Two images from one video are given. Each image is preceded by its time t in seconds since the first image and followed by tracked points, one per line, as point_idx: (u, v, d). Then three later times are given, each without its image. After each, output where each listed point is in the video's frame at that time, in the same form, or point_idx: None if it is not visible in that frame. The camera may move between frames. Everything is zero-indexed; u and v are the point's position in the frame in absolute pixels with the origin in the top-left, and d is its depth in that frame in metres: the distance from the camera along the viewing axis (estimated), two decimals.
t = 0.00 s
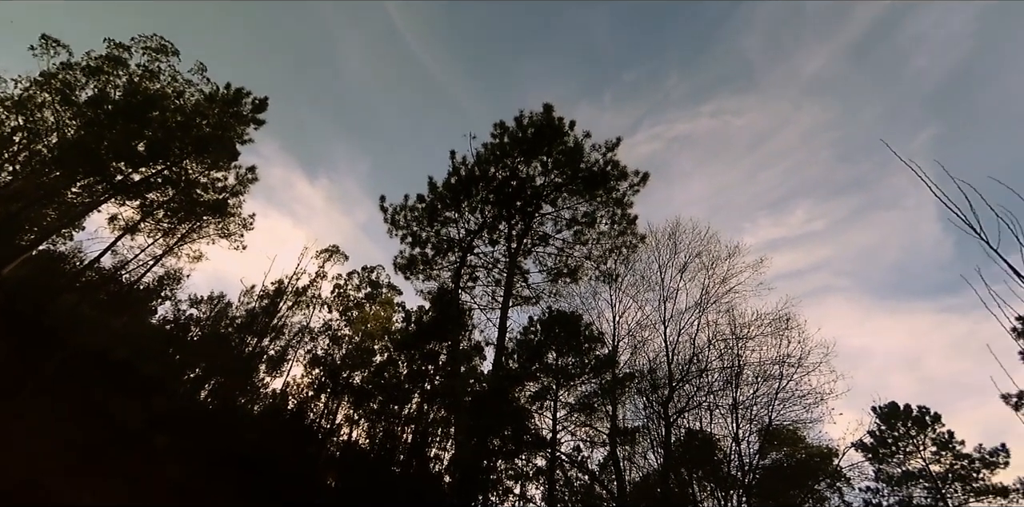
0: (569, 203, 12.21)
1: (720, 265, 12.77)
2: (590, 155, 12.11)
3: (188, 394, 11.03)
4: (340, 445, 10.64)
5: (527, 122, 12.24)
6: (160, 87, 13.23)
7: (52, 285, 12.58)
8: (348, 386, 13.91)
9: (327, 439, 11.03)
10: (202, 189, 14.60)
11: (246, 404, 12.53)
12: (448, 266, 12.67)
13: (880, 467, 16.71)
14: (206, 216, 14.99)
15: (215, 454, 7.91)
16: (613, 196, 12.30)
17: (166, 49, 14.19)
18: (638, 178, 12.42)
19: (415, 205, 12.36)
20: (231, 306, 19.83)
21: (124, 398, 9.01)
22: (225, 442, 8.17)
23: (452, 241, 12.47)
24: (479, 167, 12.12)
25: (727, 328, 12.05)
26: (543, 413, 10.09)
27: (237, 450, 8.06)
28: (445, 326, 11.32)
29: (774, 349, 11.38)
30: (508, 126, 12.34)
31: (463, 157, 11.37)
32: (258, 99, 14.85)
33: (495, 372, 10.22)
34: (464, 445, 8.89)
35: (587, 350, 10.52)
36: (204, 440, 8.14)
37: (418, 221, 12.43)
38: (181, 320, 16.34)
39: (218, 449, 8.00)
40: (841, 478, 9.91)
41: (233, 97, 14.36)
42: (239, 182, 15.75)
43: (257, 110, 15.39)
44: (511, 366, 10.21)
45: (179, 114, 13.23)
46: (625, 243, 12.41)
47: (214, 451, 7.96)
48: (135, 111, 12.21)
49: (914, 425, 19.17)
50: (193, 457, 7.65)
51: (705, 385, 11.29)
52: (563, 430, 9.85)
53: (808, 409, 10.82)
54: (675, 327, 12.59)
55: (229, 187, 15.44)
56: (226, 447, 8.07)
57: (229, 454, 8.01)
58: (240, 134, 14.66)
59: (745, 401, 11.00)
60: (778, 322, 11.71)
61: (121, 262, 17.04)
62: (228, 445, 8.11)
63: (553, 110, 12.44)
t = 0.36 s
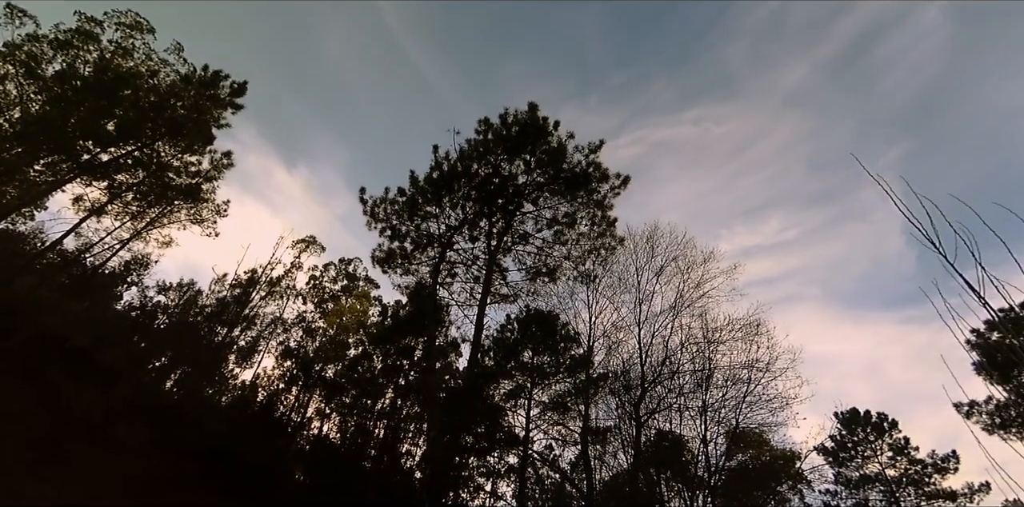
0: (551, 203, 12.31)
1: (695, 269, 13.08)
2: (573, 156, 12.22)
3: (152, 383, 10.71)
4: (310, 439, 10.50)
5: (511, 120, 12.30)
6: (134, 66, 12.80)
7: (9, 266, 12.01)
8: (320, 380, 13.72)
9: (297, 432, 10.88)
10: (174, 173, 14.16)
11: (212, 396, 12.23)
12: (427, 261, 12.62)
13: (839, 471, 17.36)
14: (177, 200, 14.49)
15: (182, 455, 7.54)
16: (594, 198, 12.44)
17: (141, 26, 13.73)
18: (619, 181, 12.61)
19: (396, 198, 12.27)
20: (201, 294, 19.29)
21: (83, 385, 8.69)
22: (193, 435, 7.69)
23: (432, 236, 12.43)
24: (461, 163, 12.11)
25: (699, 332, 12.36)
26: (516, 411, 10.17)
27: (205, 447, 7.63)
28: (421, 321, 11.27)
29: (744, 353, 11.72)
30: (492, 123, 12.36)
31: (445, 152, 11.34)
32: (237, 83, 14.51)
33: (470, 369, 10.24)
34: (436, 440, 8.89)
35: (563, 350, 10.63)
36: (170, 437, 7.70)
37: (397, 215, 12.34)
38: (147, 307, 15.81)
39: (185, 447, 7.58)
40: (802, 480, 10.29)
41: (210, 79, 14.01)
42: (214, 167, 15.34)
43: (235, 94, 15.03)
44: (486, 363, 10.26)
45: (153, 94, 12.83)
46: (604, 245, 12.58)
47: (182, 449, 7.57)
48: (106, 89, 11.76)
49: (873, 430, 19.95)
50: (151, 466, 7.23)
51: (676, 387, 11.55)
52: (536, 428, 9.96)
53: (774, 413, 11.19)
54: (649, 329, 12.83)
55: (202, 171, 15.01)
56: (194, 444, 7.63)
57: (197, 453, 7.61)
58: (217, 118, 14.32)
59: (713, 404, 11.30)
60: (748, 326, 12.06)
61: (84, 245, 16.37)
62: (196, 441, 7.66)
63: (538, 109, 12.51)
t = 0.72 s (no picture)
0: (529, 203, 12.40)
1: (666, 276, 13.39)
2: (554, 157, 12.31)
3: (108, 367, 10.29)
4: (273, 430, 10.30)
5: (494, 118, 12.32)
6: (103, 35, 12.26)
7: None
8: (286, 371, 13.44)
9: (259, 423, 10.65)
10: (142, 150, 13.62)
11: (172, 383, 11.83)
12: (402, 255, 12.53)
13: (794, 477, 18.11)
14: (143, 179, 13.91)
15: (146, 444, 7.49)
16: (573, 200, 12.55)
17: None
18: (597, 185, 12.79)
19: (373, 190, 12.13)
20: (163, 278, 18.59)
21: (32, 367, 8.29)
22: (156, 423, 7.70)
23: (408, 230, 12.35)
24: (442, 157, 12.07)
25: (667, 337, 12.66)
26: (485, 409, 10.25)
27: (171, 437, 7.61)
28: (393, 315, 11.16)
29: (709, 360, 12.07)
30: (474, 119, 12.35)
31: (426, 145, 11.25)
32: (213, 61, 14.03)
33: (441, 365, 10.24)
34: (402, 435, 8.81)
35: (534, 350, 10.71)
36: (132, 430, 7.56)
37: (374, 206, 12.20)
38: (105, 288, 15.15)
39: (150, 435, 7.57)
40: (757, 484, 10.70)
41: (184, 55, 13.52)
42: (184, 146, 14.82)
43: (211, 72, 14.56)
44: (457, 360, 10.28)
45: (122, 67, 12.31)
46: (580, 247, 12.72)
47: (146, 437, 7.55)
48: (71, 58, 11.22)
49: (827, 439, 20.84)
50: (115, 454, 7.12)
51: (643, 390, 11.81)
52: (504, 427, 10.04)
53: (735, 419, 11.58)
54: (620, 332, 13.08)
55: (171, 150, 14.49)
56: (158, 432, 7.64)
57: (161, 441, 7.59)
58: (190, 96, 13.83)
59: (677, 408, 11.62)
60: (715, 334, 12.43)
61: (38, 220, 15.56)
62: (160, 428, 7.69)
63: (521, 108, 12.57)
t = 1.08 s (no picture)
0: (512, 201, 12.45)
1: (643, 279, 13.64)
2: (538, 157, 12.36)
3: (69, 353, 9.90)
4: (241, 422, 10.09)
5: (480, 115, 12.31)
6: (74, 7, 11.79)
7: None
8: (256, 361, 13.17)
9: (227, 414, 10.42)
10: (113, 128, 13.15)
11: (136, 370, 11.45)
12: (381, 248, 12.43)
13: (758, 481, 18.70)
14: (113, 159, 13.39)
15: (131, 446, 7.13)
16: (555, 200, 12.62)
17: None
18: (580, 187, 12.91)
19: (354, 181, 11.99)
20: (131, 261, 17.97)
21: None
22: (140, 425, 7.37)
23: (388, 223, 12.25)
24: (426, 151, 12.02)
25: (642, 340, 12.90)
26: (458, 406, 10.28)
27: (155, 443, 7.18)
28: (370, 308, 10.84)
29: (681, 364, 12.35)
30: (460, 115, 12.33)
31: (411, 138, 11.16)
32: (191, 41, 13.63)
33: (416, 361, 10.20)
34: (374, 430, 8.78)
35: (511, 348, 10.76)
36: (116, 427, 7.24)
37: (355, 197, 12.07)
38: (68, 270, 14.54)
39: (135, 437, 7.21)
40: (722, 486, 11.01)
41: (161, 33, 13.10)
42: (158, 127, 14.35)
43: (189, 52, 14.14)
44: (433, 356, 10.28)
45: (93, 41, 11.86)
46: (560, 248, 12.81)
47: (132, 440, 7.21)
48: (40, 29, 10.74)
49: (792, 444, 21.51)
50: (91, 449, 6.79)
51: (616, 391, 12.00)
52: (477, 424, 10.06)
53: (704, 422, 11.87)
54: (596, 333, 13.25)
55: (144, 130, 14.01)
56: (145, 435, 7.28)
57: (147, 445, 7.20)
58: (166, 74, 13.41)
59: (649, 410, 11.85)
60: (689, 338, 12.71)
61: None
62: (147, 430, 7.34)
63: (508, 107, 12.59)
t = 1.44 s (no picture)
0: (493, 200, 12.47)
1: (618, 284, 13.86)
2: (521, 158, 12.41)
3: (21, 332, 9.43)
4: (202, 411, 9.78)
5: (466, 112, 12.30)
6: None
7: None
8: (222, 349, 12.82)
9: (188, 403, 10.07)
10: (81, 101, 12.59)
11: (93, 354, 10.99)
12: (358, 240, 12.28)
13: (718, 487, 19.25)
14: (79, 132, 12.79)
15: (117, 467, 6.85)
16: (536, 202, 12.69)
17: None
18: (561, 190, 13.03)
19: (334, 170, 11.82)
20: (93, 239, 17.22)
21: None
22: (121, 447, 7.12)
23: (367, 215, 12.12)
24: (408, 145, 11.94)
25: (614, 345, 13.11)
26: (428, 403, 10.22)
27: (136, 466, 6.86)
28: (344, 300, 10.72)
29: (651, 370, 12.61)
30: (446, 110, 12.29)
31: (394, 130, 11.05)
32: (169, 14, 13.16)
33: (388, 356, 10.11)
34: (341, 423, 8.74)
35: (484, 347, 10.80)
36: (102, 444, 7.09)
37: (333, 187, 11.89)
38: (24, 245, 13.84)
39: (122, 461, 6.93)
40: (684, 491, 11.29)
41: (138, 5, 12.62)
42: (129, 102, 13.81)
43: (167, 27, 13.67)
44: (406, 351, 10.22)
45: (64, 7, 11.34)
46: (539, 249, 12.89)
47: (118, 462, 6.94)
48: None
49: (752, 451, 22.15)
50: (67, 443, 6.87)
51: (585, 394, 12.18)
52: (446, 422, 10.03)
53: (670, 427, 12.16)
54: (569, 335, 13.41)
55: (115, 104, 13.47)
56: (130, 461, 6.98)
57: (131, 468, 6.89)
58: (141, 48, 12.93)
59: (617, 414, 12.06)
60: (659, 345, 12.98)
61: None
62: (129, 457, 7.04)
63: (494, 105, 12.60)
